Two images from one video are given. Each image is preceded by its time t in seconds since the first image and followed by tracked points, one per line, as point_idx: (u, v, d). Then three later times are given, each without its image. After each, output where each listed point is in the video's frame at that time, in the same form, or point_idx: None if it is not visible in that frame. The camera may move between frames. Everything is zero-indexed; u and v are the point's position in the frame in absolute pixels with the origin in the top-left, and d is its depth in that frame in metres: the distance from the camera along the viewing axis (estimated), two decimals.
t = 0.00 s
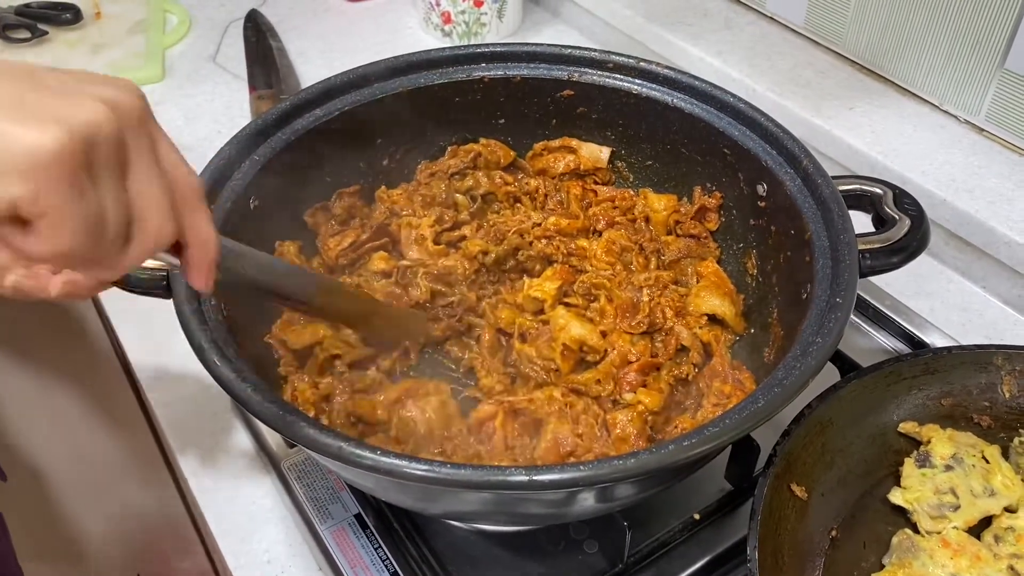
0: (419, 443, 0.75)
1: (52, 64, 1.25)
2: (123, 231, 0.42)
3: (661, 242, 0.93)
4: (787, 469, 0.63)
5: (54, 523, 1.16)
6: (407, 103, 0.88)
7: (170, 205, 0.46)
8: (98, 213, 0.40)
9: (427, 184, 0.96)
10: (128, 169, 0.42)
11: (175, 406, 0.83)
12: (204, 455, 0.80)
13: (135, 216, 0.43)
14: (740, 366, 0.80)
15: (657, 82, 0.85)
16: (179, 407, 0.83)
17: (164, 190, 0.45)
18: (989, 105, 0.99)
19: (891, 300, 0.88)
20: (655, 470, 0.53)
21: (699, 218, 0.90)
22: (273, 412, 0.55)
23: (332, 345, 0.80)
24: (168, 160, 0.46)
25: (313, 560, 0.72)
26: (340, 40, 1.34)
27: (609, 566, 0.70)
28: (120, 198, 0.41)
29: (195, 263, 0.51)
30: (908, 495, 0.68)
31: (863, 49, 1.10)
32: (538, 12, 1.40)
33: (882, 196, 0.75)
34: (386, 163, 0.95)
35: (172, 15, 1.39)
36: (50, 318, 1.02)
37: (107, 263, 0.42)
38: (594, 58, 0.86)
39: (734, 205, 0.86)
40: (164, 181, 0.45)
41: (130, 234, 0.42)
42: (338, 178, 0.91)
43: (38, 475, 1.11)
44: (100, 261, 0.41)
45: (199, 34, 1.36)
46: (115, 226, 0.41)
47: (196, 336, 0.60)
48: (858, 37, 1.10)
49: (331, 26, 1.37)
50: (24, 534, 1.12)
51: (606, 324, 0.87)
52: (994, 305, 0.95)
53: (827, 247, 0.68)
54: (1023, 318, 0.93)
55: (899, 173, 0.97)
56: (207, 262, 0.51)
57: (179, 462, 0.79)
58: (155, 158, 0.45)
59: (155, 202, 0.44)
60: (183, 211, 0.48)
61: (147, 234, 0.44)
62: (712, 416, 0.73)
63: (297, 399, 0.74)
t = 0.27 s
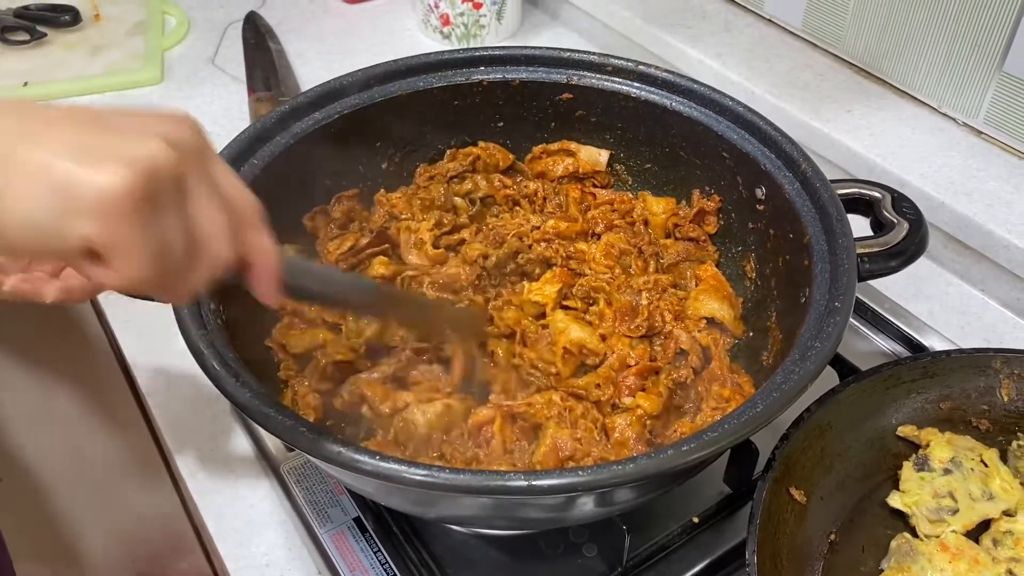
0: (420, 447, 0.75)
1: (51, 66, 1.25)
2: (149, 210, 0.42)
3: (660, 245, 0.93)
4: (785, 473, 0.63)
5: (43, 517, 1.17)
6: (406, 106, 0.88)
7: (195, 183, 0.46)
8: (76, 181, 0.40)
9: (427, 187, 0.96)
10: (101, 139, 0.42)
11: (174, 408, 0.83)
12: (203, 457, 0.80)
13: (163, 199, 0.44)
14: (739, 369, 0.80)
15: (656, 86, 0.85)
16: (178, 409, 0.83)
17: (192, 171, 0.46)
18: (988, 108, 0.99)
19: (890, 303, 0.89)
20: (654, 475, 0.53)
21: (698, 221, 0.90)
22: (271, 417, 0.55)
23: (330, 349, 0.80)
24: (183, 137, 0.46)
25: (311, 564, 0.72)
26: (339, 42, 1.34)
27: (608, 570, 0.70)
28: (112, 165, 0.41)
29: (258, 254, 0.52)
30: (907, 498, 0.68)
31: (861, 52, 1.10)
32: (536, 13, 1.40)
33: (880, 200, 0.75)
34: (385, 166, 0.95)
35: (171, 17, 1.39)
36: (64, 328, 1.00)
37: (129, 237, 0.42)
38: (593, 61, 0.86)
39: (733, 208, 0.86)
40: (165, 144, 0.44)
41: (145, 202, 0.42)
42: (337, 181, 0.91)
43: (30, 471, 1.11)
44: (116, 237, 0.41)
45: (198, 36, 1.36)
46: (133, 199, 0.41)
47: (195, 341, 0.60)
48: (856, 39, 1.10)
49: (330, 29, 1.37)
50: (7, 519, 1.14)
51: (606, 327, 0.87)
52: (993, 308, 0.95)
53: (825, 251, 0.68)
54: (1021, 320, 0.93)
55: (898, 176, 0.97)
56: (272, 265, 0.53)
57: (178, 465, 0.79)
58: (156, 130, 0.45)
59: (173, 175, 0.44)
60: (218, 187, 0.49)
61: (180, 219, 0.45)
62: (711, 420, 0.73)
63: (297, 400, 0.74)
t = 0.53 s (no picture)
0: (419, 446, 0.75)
1: (47, 63, 1.24)
2: (238, 266, 0.48)
3: (660, 242, 0.93)
4: (787, 471, 0.62)
5: (51, 522, 1.15)
6: (404, 102, 0.87)
7: (279, 233, 0.50)
8: (178, 243, 0.45)
9: (426, 185, 0.95)
10: (194, 199, 0.46)
11: (172, 407, 0.83)
12: (201, 456, 0.79)
13: (250, 251, 0.49)
14: (740, 367, 0.79)
15: (656, 82, 0.84)
16: (175, 408, 0.83)
17: (277, 223, 0.50)
18: (988, 104, 0.98)
19: (890, 301, 0.88)
20: (655, 474, 0.53)
21: (698, 218, 0.90)
22: (268, 415, 0.55)
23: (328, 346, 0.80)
24: (270, 194, 0.50)
25: (310, 563, 0.71)
26: (337, 39, 1.34)
27: (608, 569, 0.70)
28: (211, 230, 0.46)
29: (329, 291, 0.56)
30: (909, 497, 0.67)
31: (862, 48, 1.10)
32: (535, 10, 1.39)
33: (882, 196, 0.74)
34: (382, 164, 0.94)
35: (168, 14, 1.38)
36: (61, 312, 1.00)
37: (217, 293, 0.47)
38: (593, 57, 0.85)
39: (733, 205, 0.86)
40: (255, 206, 0.48)
41: (232, 262, 0.47)
42: (335, 178, 0.90)
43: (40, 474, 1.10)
44: (207, 292, 0.47)
45: (195, 33, 1.35)
46: (222, 260, 0.46)
47: (192, 339, 0.59)
48: (857, 36, 1.09)
49: (328, 25, 1.37)
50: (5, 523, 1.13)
51: (608, 325, 0.87)
52: (994, 305, 0.94)
53: (826, 248, 0.67)
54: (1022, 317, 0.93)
55: (899, 173, 0.96)
56: (337, 300, 0.57)
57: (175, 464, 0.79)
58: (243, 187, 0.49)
59: (258, 233, 0.48)
60: (296, 231, 0.52)
61: (264, 272, 0.50)
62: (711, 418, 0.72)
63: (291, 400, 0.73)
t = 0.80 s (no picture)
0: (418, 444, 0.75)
1: (46, 61, 1.24)
2: (103, 179, 0.47)
3: (660, 240, 0.93)
4: (787, 468, 0.62)
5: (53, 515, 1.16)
6: (403, 100, 0.87)
7: (139, 150, 0.50)
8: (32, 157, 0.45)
9: (425, 183, 0.95)
10: (50, 114, 0.47)
11: (172, 406, 0.83)
12: (201, 454, 0.79)
13: (113, 168, 0.48)
14: (741, 364, 0.79)
15: (656, 80, 0.84)
16: (176, 406, 0.83)
17: (138, 139, 0.50)
18: (987, 102, 0.98)
19: (889, 298, 0.88)
20: (655, 471, 0.53)
21: (698, 216, 0.90)
22: (268, 412, 0.55)
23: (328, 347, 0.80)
24: (127, 107, 0.50)
25: (310, 561, 0.71)
26: (336, 37, 1.34)
27: (609, 566, 0.70)
28: (69, 142, 0.46)
29: (194, 211, 0.55)
30: (908, 494, 0.67)
31: (861, 46, 1.10)
32: (534, 8, 1.39)
33: (881, 193, 0.74)
34: (382, 161, 0.94)
35: (166, 13, 1.38)
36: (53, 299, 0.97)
37: (88, 203, 0.47)
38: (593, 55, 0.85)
39: (734, 203, 0.86)
40: (110, 117, 0.48)
41: (94, 176, 0.47)
42: (335, 176, 0.90)
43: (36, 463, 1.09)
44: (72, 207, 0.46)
45: (194, 31, 1.35)
46: (84, 171, 0.46)
47: (193, 337, 0.59)
48: (856, 33, 1.09)
49: (327, 24, 1.37)
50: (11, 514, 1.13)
51: (611, 322, 0.86)
52: (993, 302, 0.95)
53: (826, 245, 0.67)
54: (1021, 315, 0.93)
55: (898, 171, 0.96)
56: (203, 221, 0.56)
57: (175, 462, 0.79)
58: (100, 102, 0.49)
59: (117, 147, 0.48)
60: (156, 151, 0.52)
61: (130, 184, 0.50)
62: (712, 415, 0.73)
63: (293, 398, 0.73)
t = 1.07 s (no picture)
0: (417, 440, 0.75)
1: (44, 59, 1.24)
2: (137, 206, 0.48)
3: (660, 237, 0.93)
4: (787, 463, 0.62)
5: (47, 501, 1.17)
6: (403, 98, 0.87)
7: (181, 176, 0.52)
8: (70, 181, 0.46)
9: (424, 182, 0.96)
10: (89, 136, 0.48)
11: (173, 403, 0.83)
12: (201, 452, 0.79)
13: (151, 196, 0.50)
14: (741, 360, 0.79)
15: (655, 76, 0.84)
16: (176, 404, 0.83)
17: (179, 166, 0.52)
18: (986, 99, 0.99)
19: (888, 294, 0.88)
20: (656, 466, 0.53)
21: (698, 213, 0.90)
22: (269, 409, 0.55)
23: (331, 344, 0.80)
24: (173, 136, 0.52)
25: (310, 557, 0.71)
26: (334, 35, 1.34)
27: (609, 562, 0.70)
28: (103, 167, 0.46)
29: (243, 234, 0.57)
30: (908, 489, 0.66)
31: (860, 43, 1.10)
32: (533, 5, 1.39)
33: (881, 189, 0.74)
34: (381, 159, 0.94)
35: (165, 11, 1.38)
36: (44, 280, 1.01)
37: (118, 233, 0.47)
38: (592, 52, 0.85)
39: (733, 199, 0.86)
40: (155, 144, 0.49)
41: (133, 208, 0.48)
42: (334, 173, 0.90)
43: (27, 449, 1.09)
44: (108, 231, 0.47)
45: (192, 29, 1.35)
46: (116, 199, 0.47)
47: (194, 334, 0.59)
48: (855, 30, 1.09)
49: (325, 21, 1.37)
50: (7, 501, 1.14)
51: (612, 318, 0.87)
52: (992, 298, 0.95)
53: (826, 241, 0.68)
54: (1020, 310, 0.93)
55: (897, 167, 0.97)
56: (257, 245, 0.58)
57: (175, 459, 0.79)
58: (145, 127, 0.50)
59: (153, 176, 0.49)
60: (205, 177, 0.54)
61: (169, 213, 0.51)
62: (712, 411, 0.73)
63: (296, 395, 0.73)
